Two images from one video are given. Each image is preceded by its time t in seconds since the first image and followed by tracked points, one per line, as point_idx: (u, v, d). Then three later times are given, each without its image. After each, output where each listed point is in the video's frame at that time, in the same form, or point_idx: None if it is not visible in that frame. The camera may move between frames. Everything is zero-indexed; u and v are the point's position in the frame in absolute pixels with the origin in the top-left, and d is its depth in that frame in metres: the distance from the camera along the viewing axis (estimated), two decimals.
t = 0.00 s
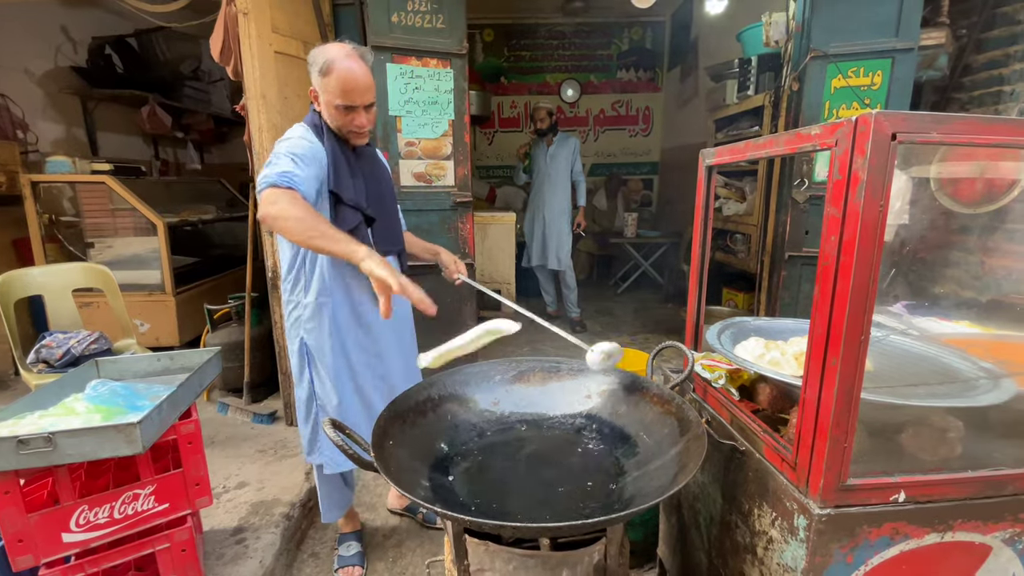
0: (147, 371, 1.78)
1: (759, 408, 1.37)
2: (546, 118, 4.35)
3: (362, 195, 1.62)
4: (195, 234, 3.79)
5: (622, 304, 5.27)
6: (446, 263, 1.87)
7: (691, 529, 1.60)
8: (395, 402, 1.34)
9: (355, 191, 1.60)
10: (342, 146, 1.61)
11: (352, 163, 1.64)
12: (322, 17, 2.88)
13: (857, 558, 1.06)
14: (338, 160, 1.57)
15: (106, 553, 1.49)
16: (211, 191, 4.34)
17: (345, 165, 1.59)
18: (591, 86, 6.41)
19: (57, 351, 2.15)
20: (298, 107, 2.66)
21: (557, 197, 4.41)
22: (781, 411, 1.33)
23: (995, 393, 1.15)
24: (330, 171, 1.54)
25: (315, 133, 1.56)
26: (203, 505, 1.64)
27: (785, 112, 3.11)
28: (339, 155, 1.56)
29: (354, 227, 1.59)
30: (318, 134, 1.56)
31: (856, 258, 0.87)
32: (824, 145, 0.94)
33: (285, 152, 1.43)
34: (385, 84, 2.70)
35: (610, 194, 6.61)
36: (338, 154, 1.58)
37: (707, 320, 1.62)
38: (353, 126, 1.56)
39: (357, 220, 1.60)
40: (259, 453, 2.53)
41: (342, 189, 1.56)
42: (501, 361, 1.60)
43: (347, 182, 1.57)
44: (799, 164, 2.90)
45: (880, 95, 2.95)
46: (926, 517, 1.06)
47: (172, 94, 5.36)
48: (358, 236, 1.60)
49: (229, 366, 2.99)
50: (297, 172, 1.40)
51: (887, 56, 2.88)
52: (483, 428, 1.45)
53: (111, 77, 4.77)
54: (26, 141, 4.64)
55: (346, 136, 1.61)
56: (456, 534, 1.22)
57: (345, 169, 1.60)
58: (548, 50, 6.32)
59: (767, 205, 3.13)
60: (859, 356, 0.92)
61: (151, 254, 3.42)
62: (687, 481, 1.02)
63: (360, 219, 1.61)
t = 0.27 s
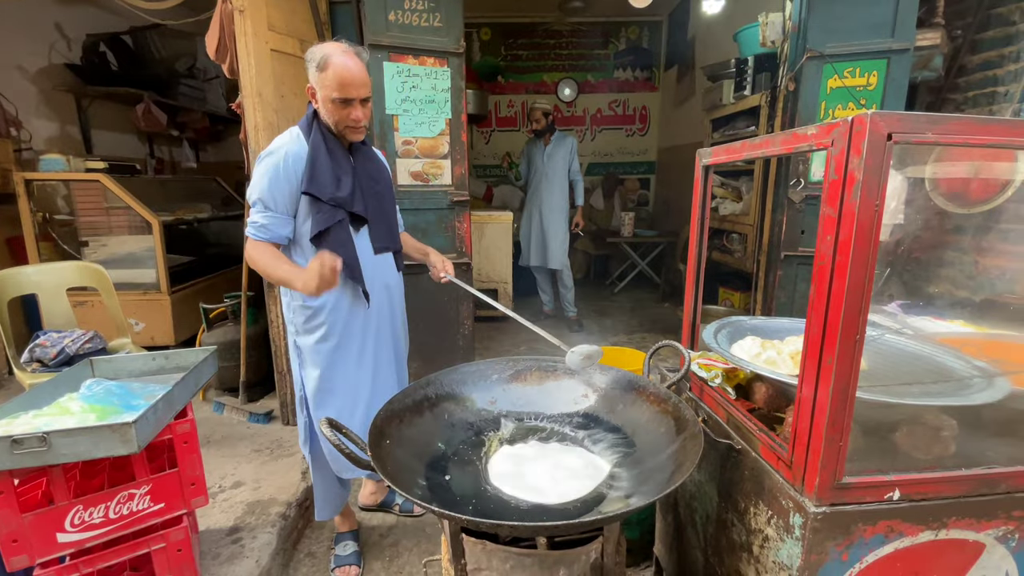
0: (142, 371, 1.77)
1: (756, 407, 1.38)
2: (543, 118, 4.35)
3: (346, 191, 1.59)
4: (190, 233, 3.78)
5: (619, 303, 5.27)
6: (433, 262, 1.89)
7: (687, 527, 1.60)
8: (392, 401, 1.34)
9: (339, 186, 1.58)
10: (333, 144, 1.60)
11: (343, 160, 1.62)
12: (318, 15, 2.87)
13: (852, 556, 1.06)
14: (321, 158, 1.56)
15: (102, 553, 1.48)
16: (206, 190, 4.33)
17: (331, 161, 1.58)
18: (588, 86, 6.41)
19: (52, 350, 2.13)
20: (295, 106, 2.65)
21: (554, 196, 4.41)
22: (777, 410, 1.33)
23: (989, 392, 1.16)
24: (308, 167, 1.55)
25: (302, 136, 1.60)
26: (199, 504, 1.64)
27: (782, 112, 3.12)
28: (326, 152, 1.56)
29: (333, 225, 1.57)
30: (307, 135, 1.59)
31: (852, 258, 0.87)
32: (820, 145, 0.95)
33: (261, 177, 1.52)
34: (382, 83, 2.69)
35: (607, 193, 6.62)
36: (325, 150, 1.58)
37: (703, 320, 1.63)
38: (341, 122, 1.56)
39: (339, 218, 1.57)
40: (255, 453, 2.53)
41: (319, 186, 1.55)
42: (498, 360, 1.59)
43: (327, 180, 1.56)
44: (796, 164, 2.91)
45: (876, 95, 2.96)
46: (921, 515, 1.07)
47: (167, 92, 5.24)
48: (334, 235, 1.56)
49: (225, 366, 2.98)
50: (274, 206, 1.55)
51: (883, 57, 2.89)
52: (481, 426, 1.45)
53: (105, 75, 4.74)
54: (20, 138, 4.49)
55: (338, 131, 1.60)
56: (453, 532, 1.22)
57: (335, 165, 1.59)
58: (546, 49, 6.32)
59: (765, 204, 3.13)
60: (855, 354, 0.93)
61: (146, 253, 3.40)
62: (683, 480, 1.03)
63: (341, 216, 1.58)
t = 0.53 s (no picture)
0: (137, 368, 1.75)
1: (752, 404, 1.38)
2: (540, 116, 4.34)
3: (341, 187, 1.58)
4: (185, 230, 3.76)
5: (616, 301, 5.27)
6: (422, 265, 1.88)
7: (683, 524, 1.61)
8: (388, 398, 1.33)
9: (333, 182, 1.58)
10: (329, 141, 1.60)
11: (339, 156, 1.62)
12: (314, 11, 2.85)
13: (847, 553, 1.07)
14: (315, 155, 1.56)
15: (96, 552, 1.47)
16: (202, 187, 4.31)
17: (326, 158, 1.58)
18: (585, 83, 6.41)
19: (45, 348, 2.12)
20: (290, 102, 2.64)
21: (551, 194, 4.41)
22: (774, 407, 1.33)
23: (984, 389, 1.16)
24: (303, 164, 1.54)
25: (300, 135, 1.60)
26: (194, 503, 1.63)
27: (779, 110, 3.13)
28: (320, 149, 1.56)
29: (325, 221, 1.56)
30: (304, 133, 1.59)
31: (849, 256, 0.87)
32: (817, 142, 0.94)
33: (268, 181, 1.53)
34: (378, 79, 2.68)
35: (604, 191, 6.62)
36: (321, 147, 1.58)
37: (700, 317, 1.63)
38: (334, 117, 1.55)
39: (331, 213, 1.56)
40: (251, 451, 2.52)
41: (313, 182, 1.54)
42: (495, 358, 1.60)
43: (320, 176, 1.55)
44: (792, 161, 2.91)
45: (873, 93, 2.97)
46: (916, 511, 1.07)
47: (163, 87, 5.25)
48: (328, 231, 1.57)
49: (221, 363, 2.97)
50: (284, 206, 1.54)
51: (879, 55, 2.90)
52: (478, 423, 1.45)
53: (99, 70, 4.71)
54: (12, 134, 4.47)
55: (334, 125, 1.58)
56: (449, 530, 1.22)
57: (330, 161, 1.59)
58: (543, 46, 6.31)
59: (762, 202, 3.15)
60: (851, 351, 0.93)
61: (141, 250, 3.38)
62: (679, 478, 1.03)
63: (334, 211, 1.57)
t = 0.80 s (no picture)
0: (128, 364, 1.74)
1: (746, 399, 1.38)
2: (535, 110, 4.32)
3: (345, 179, 1.56)
4: (178, 224, 3.73)
5: (612, 296, 5.27)
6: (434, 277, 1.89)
7: (678, 519, 1.61)
8: (381, 394, 1.32)
9: (338, 174, 1.56)
10: (334, 135, 1.59)
11: (343, 150, 1.60)
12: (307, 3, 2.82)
13: (840, 548, 1.07)
14: (320, 149, 1.54)
15: (87, 549, 1.46)
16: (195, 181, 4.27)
17: (330, 151, 1.57)
18: (582, 77, 6.38)
19: (36, 343, 2.09)
20: (283, 95, 2.61)
21: (547, 189, 4.39)
22: (767, 401, 1.33)
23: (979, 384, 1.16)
24: (308, 156, 1.53)
25: (305, 130, 1.59)
26: (186, 499, 1.62)
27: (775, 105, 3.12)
28: (324, 142, 1.55)
29: (331, 212, 1.55)
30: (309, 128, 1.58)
31: (843, 250, 0.87)
32: (813, 135, 0.93)
33: (279, 172, 1.52)
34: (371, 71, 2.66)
35: (601, 186, 6.60)
36: (325, 140, 1.56)
37: (694, 312, 1.63)
38: (338, 111, 1.54)
39: (335, 205, 1.54)
40: (245, 447, 2.51)
41: (318, 173, 1.52)
42: (489, 353, 1.59)
43: (325, 168, 1.54)
44: (788, 156, 2.91)
45: (869, 88, 2.97)
46: (909, 506, 1.07)
47: (154, 81, 5.23)
48: (335, 222, 1.55)
49: (214, 359, 2.95)
50: (296, 193, 1.54)
51: (876, 49, 2.89)
52: (471, 419, 1.44)
53: (90, 63, 4.65)
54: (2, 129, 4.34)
55: (339, 118, 1.56)
56: (442, 526, 1.21)
57: (334, 155, 1.58)
58: (539, 40, 6.26)
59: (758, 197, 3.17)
60: (845, 345, 0.92)
61: (133, 245, 3.35)
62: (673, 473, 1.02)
63: (338, 203, 1.55)
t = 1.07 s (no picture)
0: (120, 359, 1.72)
1: (742, 393, 1.37)
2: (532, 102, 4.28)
3: (349, 173, 1.55)
4: (171, 218, 3.70)
5: (609, 289, 5.26)
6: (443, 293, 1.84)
7: (673, 512, 1.61)
8: (375, 388, 1.31)
9: (342, 169, 1.54)
10: (337, 129, 1.57)
11: (347, 144, 1.58)
12: None
13: (836, 542, 1.06)
14: (323, 142, 1.53)
15: (79, 545, 1.45)
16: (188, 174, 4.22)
17: (334, 145, 1.55)
18: (579, 69, 6.33)
19: (27, 338, 2.05)
20: (276, 85, 2.58)
21: (544, 182, 4.37)
22: (763, 395, 1.33)
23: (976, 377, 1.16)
24: (312, 150, 1.51)
25: (307, 124, 1.56)
26: (179, 495, 1.61)
27: (773, 96, 3.10)
28: (328, 136, 1.53)
29: (335, 206, 1.54)
30: (311, 122, 1.56)
31: (842, 242, 0.85)
32: (811, 125, 0.92)
33: (277, 165, 1.49)
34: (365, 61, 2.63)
35: (598, 179, 6.57)
36: (329, 134, 1.54)
37: (691, 306, 1.62)
38: (342, 104, 1.52)
39: (340, 199, 1.54)
40: (240, 441, 2.50)
41: (323, 168, 1.51)
42: (484, 347, 1.58)
43: (329, 162, 1.52)
44: (785, 148, 2.89)
45: (867, 79, 2.95)
46: (905, 500, 1.07)
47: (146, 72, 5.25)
48: (338, 215, 1.56)
49: (208, 353, 2.93)
50: (288, 187, 1.50)
51: (874, 40, 2.86)
52: (467, 413, 1.43)
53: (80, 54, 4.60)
54: None
55: (344, 112, 1.54)
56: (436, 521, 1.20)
57: (338, 149, 1.56)
58: (536, 31, 6.21)
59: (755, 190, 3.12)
60: (843, 339, 0.91)
61: (126, 239, 3.32)
62: (668, 468, 1.02)
63: (342, 197, 1.54)
